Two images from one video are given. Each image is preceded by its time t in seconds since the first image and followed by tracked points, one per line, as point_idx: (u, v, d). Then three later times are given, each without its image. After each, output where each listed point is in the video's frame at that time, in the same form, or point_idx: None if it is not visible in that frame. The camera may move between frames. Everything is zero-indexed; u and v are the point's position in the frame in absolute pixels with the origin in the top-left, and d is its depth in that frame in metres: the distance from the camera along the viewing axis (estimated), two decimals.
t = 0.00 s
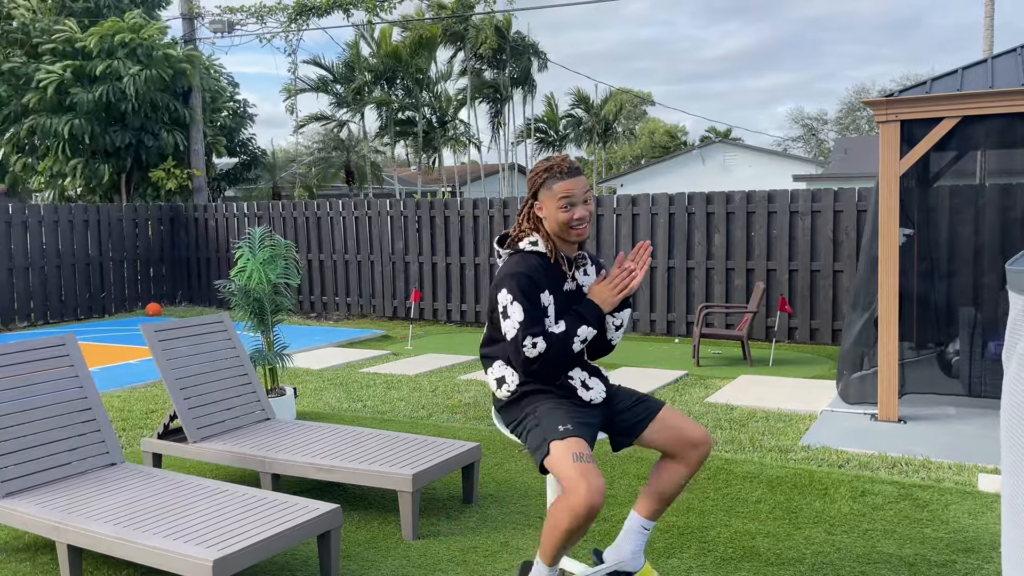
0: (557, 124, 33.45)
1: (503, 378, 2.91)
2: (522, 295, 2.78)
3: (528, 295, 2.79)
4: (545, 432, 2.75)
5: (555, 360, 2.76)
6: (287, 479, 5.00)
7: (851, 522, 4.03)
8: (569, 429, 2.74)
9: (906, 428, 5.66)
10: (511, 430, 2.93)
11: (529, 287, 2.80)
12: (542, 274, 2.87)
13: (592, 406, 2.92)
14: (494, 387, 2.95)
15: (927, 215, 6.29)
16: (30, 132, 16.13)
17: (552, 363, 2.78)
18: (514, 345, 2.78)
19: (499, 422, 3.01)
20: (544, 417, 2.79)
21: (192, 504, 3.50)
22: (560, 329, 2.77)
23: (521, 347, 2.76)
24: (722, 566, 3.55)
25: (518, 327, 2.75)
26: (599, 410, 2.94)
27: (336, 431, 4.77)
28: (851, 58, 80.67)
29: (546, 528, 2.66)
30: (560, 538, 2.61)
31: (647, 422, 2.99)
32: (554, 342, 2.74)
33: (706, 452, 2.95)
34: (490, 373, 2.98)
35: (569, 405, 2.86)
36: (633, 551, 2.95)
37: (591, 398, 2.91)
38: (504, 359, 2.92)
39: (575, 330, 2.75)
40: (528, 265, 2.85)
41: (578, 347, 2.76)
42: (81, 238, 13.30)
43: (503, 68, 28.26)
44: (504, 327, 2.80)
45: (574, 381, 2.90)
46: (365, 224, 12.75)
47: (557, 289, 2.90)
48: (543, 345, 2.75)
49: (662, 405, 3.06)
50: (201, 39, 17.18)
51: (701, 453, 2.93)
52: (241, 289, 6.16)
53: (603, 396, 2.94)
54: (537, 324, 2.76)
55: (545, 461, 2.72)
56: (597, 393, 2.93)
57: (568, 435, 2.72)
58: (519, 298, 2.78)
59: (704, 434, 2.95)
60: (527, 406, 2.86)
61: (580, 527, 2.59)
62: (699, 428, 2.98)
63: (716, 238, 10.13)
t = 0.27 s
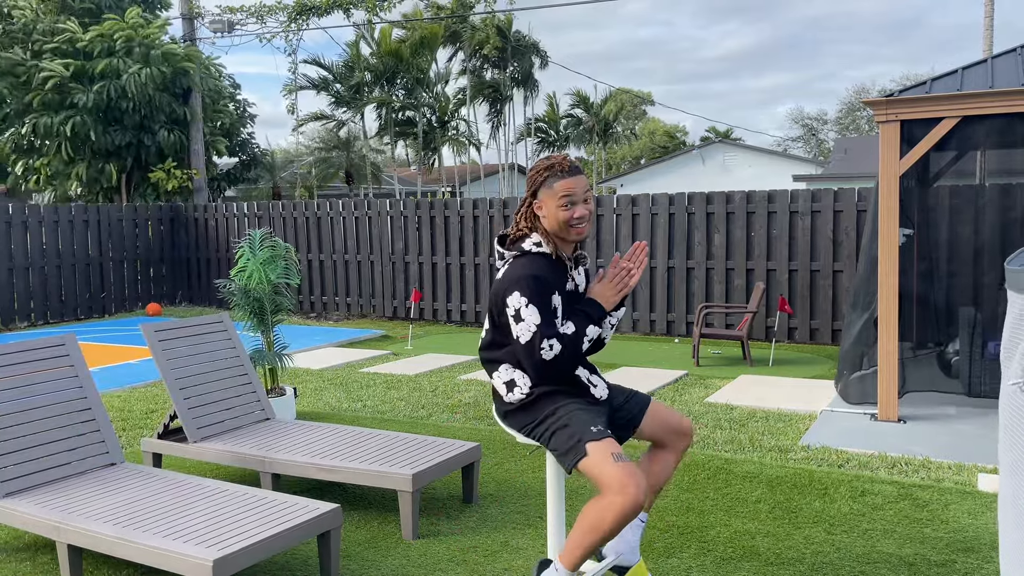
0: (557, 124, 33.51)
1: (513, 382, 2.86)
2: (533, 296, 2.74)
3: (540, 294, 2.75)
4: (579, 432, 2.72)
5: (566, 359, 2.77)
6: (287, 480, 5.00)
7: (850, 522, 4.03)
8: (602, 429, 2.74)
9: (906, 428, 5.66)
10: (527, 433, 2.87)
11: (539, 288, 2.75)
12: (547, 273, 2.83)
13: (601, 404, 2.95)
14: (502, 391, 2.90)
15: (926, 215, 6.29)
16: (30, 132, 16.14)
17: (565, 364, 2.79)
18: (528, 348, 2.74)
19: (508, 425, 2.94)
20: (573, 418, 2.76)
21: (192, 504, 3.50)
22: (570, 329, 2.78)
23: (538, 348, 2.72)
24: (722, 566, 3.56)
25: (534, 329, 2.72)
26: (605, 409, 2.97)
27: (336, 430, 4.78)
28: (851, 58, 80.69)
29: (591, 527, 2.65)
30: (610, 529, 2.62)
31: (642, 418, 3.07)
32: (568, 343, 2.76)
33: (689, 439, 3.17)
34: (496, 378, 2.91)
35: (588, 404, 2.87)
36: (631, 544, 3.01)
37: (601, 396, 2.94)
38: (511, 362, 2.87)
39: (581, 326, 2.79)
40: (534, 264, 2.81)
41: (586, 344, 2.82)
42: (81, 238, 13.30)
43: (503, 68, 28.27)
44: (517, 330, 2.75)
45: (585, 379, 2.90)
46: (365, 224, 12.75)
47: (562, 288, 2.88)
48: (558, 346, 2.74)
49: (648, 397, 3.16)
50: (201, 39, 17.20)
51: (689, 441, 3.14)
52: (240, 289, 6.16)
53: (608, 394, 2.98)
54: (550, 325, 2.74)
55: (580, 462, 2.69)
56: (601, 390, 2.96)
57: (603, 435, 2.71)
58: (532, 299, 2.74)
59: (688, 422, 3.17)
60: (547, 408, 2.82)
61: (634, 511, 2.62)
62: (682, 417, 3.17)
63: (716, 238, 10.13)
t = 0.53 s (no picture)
0: (556, 124, 33.54)
1: (520, 385, 2.86)
2: (544, 300, 2.73)
3: (550, 297, 2.74)
4: (595, 431, 2.72)
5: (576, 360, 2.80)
6: (287, 480, 5.00)
7: (850, 522, 4.03)
8: (616, 427, 2.75)
9: (906, 428, 5.66)
10: (537, 435, 2.86)
11: (548, 291, 2.74)
12: (552, 274, 2.82)
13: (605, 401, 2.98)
14: (509, 395, 2.89)
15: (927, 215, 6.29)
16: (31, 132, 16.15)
17: (573, 365, 2.81)
18: (538, 351, 2.73)
19: (516, 427, 2.93)
20: (588, 418, 2.77)
21: (192, 504, 3.50)
22: (576, 331, 2.80)
23: (549, 352, 2.73)
24: (722, 566, 3.56)
25: (544, 333, 2.72)
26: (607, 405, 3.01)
27: (337, 430, 4.78)
28: (850, 58, 80.72)
29: (613, 523, 2.63)
30: (637, 520, 2.61)
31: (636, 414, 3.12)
32: (576, 344, 2.78)
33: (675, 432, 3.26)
34: (502, 382, 2.91)
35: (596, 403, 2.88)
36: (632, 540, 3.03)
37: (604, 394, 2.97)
38: (517, 366, 2.87)
39: (587, 328, 2.83)
40: (539, 267, 2.80)
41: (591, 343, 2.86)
42: (81, 238, 13.30)
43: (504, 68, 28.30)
44: (526, 334, 2.73)
45: (590, 377, 2.92)
46: (365, 224, 12.75)
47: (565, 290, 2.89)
48: (568, 349, 2.76)
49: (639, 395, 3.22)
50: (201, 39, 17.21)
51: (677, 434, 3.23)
52: (240, 289, 6.15)
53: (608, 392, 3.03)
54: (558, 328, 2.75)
55: (597, 460, 2.69)
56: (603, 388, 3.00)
57: (619, 433, 2.72)
58: (543, 303, 2.73)
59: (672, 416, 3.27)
60: (558, 408, 2.81)
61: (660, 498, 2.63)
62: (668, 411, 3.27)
63: (716, 238, 10.13)
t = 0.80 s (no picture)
0: (556, 124, 33.54)
1: (526, 386, 2.86)
2: (545, 303, 2.72)
3: (551, 300, 2.72)
4: (606, 429, 2.74)
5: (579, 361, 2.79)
6: (287, 480, 5.01)
7: (850, 522, 4.03)
8: (626, 424, 2.77)
9: (906, 428, 5.67)
10: (544, 435, 2.87)
11: (548, 294, 2.73)
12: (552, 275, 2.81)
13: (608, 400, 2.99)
14: (514, 396, 2.90)
15: (927, 215, 6.29)
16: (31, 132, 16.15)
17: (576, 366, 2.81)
18: (541, 354, 2.72)
19: (522, 428, 2.93)
20: (597, 417, 2.78)
21: (192, 504, 3.50)
22: (578, 331, 2.80)
23: (551, 355, 2.72)
24: (722, 566, 3.56)
25: (547, 335, 2.70)
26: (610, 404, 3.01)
27: (338, 430, 4.78)
28: (850, 58, 80.73)
29: (631, 520, 2.64)
30: (656, 515, 2.63)
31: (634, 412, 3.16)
32: (579, 345, 2.77)
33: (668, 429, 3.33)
34: (506, 383, 2.92)
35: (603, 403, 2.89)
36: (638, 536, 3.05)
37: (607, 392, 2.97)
38: (520, 367, 2.87)
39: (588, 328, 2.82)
40: (540, 268, 2.79)
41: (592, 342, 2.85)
42: (81, 238, 13.29)
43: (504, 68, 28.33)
44: (529, 337, 2.73)
45: (594, 376, 2.92)
46: (365, 224, 12.75)
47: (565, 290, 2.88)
48: (571, 350, 2.74)
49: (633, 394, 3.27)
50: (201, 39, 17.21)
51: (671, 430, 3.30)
52: (240, 289, 6.15)
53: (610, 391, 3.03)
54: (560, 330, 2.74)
55: (612, 457, 2.71)
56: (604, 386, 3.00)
57: (630, 430, 2.74)
58: (545, 306, 2.72)
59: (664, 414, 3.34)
60: (565, 408, 2.82)
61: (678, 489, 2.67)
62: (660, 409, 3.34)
63: (716, 238, 10.13)
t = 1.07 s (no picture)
0: (557, 124, 33.54)
1: (516, 387, 2.88)
2: (536, 305, 2.73)
3: (541, 301, 2.73)
4: (588, 432, 2.72)
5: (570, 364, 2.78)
6: (287, 480, 5.01)
7: (850, 522, 4.03)
8: (611, 428, 2.74)
9: (906, 428, 5.67)
10: (533, 435, 2.87)
11: (539, 295, 2.73)
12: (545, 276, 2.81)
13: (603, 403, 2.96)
14: (505, 397, 2.91)
15: (927, 215, 6.28)
16: (30, 132, 16.14)
17: (568, 368, 2.80)
18: (530, 355, 2.74)
19: (513, 429, 2.94)
20: (581, 419, 2.76)
21: (192, 504, 3.50)
22: (571, 333, 2.79)
23: (541, 356, 2.73)
24: (722, 566, 3.56)
25: (536, 336, 2.72)
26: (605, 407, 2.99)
27: (338, 430, 4.79)
28: (850, 58, 80.72)
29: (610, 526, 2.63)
30: (633, 522, 2.60)
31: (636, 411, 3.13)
32: (570, 347, 2.76)
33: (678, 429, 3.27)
34: (498, 383, 2.93)
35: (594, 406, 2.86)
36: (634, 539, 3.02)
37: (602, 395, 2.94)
38: (512, 368, 2.89)
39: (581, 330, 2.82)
40: (533, 269, 2.79)
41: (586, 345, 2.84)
42: (81, 238, 13.29)
43: (504, 68, 28.31)
44: (518, 338, 2.75)
45: (586, 378, 2.90)
46: (365, 224, 12.75)
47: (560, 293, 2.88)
48: (562, 352, 2.74)
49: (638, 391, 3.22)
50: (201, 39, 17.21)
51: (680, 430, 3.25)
52: (239, 290, 6.15)
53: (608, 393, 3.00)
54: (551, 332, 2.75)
55: (593, 462, 2.69)
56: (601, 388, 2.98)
57: (613, 435, 2.71)
58: (534, 308, 2.73)
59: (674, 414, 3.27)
60: (553, 409, 2.81)
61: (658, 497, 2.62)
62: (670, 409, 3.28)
63: (716, 238, 10.13)
